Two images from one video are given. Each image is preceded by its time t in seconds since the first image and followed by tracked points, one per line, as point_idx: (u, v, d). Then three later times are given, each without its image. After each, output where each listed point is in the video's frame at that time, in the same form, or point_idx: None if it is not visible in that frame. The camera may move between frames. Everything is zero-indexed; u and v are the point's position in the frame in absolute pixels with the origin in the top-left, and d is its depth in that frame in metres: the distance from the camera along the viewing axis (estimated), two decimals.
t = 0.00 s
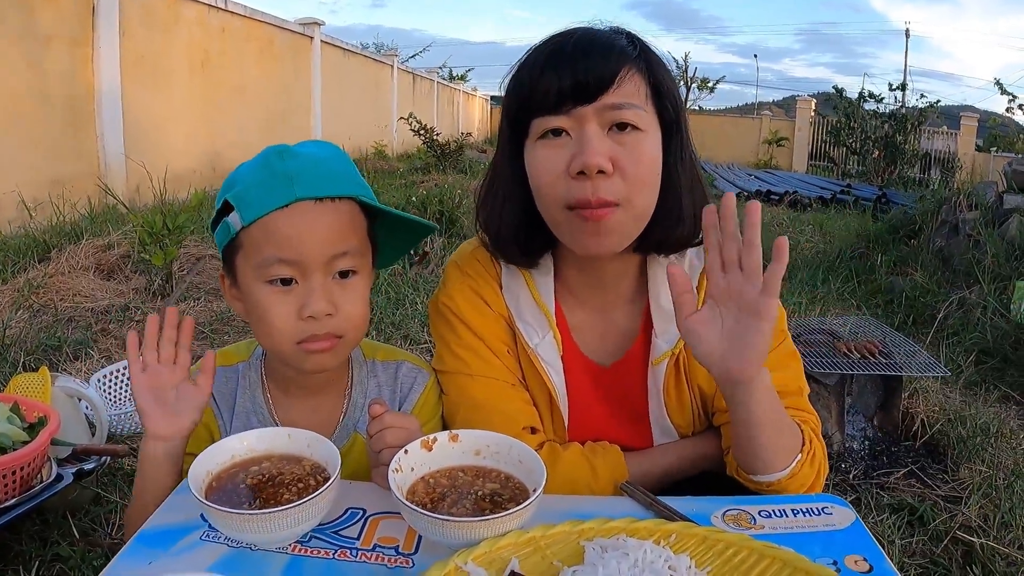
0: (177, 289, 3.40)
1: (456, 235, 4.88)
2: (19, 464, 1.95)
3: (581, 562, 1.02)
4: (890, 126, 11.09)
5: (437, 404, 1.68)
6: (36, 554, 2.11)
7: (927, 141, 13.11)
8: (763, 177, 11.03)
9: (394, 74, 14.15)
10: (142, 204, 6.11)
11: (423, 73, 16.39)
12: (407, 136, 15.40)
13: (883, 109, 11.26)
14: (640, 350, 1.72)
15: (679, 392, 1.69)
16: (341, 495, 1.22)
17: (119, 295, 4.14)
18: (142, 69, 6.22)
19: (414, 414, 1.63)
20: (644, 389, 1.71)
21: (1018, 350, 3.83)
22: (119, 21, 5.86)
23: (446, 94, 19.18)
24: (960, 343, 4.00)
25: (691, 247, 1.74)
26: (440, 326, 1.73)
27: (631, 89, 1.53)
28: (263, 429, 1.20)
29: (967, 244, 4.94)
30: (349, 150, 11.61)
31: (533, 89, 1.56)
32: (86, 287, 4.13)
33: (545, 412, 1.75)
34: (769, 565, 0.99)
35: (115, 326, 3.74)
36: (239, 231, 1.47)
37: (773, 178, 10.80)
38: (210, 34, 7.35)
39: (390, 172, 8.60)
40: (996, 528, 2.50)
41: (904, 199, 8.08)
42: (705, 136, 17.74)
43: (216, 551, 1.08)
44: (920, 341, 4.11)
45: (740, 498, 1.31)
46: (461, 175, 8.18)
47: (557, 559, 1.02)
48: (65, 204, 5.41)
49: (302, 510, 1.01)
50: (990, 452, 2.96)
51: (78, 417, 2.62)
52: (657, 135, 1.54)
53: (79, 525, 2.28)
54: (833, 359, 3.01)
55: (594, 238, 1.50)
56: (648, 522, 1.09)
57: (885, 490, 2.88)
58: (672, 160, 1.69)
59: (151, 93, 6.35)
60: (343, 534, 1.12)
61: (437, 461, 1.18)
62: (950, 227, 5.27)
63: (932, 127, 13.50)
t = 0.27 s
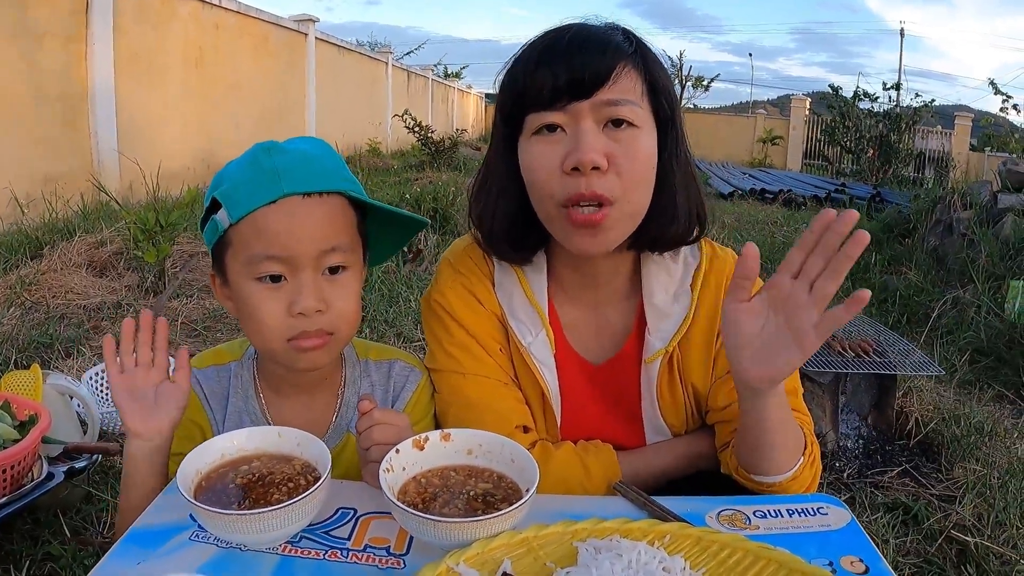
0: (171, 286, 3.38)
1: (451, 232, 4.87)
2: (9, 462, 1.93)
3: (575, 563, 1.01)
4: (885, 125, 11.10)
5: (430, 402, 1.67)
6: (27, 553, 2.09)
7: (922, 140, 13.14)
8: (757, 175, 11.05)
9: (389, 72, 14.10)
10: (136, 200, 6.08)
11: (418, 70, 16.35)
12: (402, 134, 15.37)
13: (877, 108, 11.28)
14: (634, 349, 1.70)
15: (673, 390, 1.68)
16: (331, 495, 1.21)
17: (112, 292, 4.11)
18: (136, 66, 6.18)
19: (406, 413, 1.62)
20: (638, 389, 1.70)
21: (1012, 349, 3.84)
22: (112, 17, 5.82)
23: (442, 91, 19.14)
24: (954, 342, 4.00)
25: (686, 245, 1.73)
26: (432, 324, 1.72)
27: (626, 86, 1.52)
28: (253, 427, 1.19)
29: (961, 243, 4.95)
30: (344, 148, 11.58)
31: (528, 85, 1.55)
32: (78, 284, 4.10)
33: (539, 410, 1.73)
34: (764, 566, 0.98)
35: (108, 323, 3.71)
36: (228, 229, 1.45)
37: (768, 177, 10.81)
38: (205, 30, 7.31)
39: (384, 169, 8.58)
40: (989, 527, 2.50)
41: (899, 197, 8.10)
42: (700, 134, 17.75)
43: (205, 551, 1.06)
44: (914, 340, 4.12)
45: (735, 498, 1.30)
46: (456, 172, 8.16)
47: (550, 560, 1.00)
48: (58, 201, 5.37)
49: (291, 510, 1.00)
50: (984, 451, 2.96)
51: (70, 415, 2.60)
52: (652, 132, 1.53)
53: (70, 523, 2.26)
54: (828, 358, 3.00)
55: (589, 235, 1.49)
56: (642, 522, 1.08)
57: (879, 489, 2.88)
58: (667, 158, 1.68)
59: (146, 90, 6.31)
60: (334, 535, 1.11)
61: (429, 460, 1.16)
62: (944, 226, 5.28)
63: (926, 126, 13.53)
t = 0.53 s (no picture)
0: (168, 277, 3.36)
1: (449, 225, 4.85)
2: (5, 452, 1.92)
3: (576, 557, 1.00)
4: (884, 123, 11.08)
5: (430, 394, 1.65)
6: (22, 544, 2.08)
7: (920, 138, 13.12)
8: (756, 171, 11.03)
9: (388, 64, 14.04)
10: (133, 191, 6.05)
11: (416, 63, 16.28)
12: (400, 127, 15.31)
13: (877, 105, 11.25)
14: (635, 342, 1.69)
15: (674, 383, 1.67)
16: (330, 486, 1.20)
17: (109, 283, 4.08)
18: (134, 56, 6.14)
19: (407, 404, 1.61)
20: (639, 382, 1.69)
21: (1010, 347, 3.83)
22: (111, 7, 5.78)
23: (440, 84, 19.07)
24: (952, 340, 3.99)
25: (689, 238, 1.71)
26: (431, 315, 1.71)
27: (635, 76, 1.50)
28: (250, 417, 1.17)
29: (960, 241, 4.94)
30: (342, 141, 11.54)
31: (536, 72, 1.53)
32: (74, 274, 4.07)
33: (539, 403, 1.72)
34: (768, 560, 0.97)
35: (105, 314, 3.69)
36: (233, 216, 1.43)
37: (766, 173, 10.80)
38: (204, 21, 7.26)
39: (382, 162, 8.55)
40: (987, 525, 2.49)
41: (897, 195, 8.09)
42: (699, 130, 17.71)
43: (202, 543, 1.05)
44: (912, 337, 4.11)
45: (737, 491, 1.29)
46: (454, 166, 8.13)
47: (551, 553, 0.99)
48: (54, 191, 5.34)
49: (289, 501, 0.99)
50: (982, 448, 2.95)
51: (65, 406, 2.58)
52: (660, 122, 1.51)
53: (65, 514, 2.25)
54: (827, 354, 2.99)
55: (595, 224, 1.47)
56: (644, 516, 1.07)
57: (877, 485, 2.87)
58: (674, 149, 1.67)
59: (144, 80, 6.27)
60: (332, 527, 1.10)
61: (428, 452, 1.15)
62: (943, 224, 5.27)
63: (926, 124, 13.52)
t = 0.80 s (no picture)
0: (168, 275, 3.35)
1: (448, 224, 4.84)
2: (3, 451, 1.91)
3: (576, 556, 0.99)
4: (883, 123, 11.07)
5: (429, 392, 1.65)
6: (20, 543, 2.07)
7: (919, 138, 13.12)
8: (755, 171, 11.02)
9: (387, 63, 14.03)
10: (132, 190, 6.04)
11: (415, 62, 16.27)
12: (398, 126, 15.29)
13: (876, 105, 11.25)
14: (635, 341, 1.68)
15: (674, 382, 1.66)
16: (328, 485, 1.19)
17: (107, 281, 4.07)
18: (134, 54, 6.13)
19: (406, 403, 1.60)
20: (640, 381, 1.68)
21: (1010, 347, 3.83)
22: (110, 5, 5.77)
23: (439, 83, 19.05)
24: (951, 340, 3.99)
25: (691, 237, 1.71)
26: (431, 313, 1.70)
27: (642, 75, 1.49)
28: (249, 416, 1.17)
29: (959, 240, 4.94)
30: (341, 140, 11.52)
31: (544, 69, 1.52)
32: (73, 272, 4.06)
33: (539, 402, 1.71)
34: (768, 560, 0.97)
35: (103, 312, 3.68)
36: (236, 212, 1.42)
37: (765, 172, 10.79)
38: (203, 20, 7.25)
39: (381, 161, 8.53)
40: (987, 525, 2.49)
41: (896, 195, 8.08)
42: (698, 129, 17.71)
43: (200, 542, 1.05)
44: (911, 337, 4.11)
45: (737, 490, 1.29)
46: (453, 165, 8.12)
47: (551, 553, 0.99)
48: (53, 189, 5.32)
49: (288, 500, 0.98)
50: (981, 448, 2.95)
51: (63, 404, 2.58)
52: (666, 122, 1.51)
53: (63, 513, 2.24)
54: (827, 353, 2.99)
55: (599, 221, 1.46)
56: (644, 515, 1.06)
57: (876, 485, 2.87)
58: (679, 149, 1.67)
59: (143, 79, 6.26)
60: (330, 526, 1.09)
61: (427, 451, 1.14)
62: (943, 224, 5.27)
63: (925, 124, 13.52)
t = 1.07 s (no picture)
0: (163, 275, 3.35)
1: (445, 226, 4.84)
2: None
3: (565, 565, 0.99)
4: (881, 130, 11.09)
5: (422, 397, 1.65)
6: (12, 543, 2.07)
7: (917, 146, 13.15)
8: (752, 176, 11.03)
9: (386, 65, 14.04)
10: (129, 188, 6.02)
11: (415, 64, 16.27)
12: (397, 127, 15.29)
13: (874, 112, 11.27)
14: (629, 348, 1.69)
15: (668, 389, 1.67)
16: (319, 490, 1.19)
17: (103, 280, 4.07)
18: (132, 53, 6.13)
19: (397, 408, 1.60)
20: (634, 388, 1.69)
21: (1004, 355, 3.84)
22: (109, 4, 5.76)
23: (438, 85, 19.05)
24: (946, 348, 4.00)
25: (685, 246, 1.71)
26: (426, 317, 1.70)
27: (642, 82, 1.50)
28: (241, 420, 1.17)
29: (955, 248, 4.95)
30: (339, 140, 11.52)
31: (544, 75, 1.53)
32: (69, 271, 4.06)
33: (533, 408, 1.71)
34: (757, 571, 0.97)
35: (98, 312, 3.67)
36: (231, 215, 1.42)
37: (763, 178, 10.81)
38: (202, 19, 7.25)
39: (379, 162, 8.53)
40: (980, 533, 2.49)
41: (893, 202, 8.10)
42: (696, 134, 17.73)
43: (190, 545, 1.04)
44: (906, 344, 4.12)
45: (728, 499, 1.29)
46: (451, 167, 8.12)
47: (541, 561, 0.99)
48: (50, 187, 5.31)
49: (279, 505, 0.98)
50: (975, 457, 2.96)
51: (57, 403, 2.57)
52: (664, 130, 1.52)
53: (56, 513, 2.23)
54: (821, 360, 3.00)
55: (595, 228, 1.47)
56: (634, 524, 1.06)
57: (870, 493, 2.87)
58: (676, 158, 1.67)
59: (141, 78, 6.26)
60: (321, 531, 1.09)
61: (419, 457, 1.15)
62: (938, 231, 5.28)
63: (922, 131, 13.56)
